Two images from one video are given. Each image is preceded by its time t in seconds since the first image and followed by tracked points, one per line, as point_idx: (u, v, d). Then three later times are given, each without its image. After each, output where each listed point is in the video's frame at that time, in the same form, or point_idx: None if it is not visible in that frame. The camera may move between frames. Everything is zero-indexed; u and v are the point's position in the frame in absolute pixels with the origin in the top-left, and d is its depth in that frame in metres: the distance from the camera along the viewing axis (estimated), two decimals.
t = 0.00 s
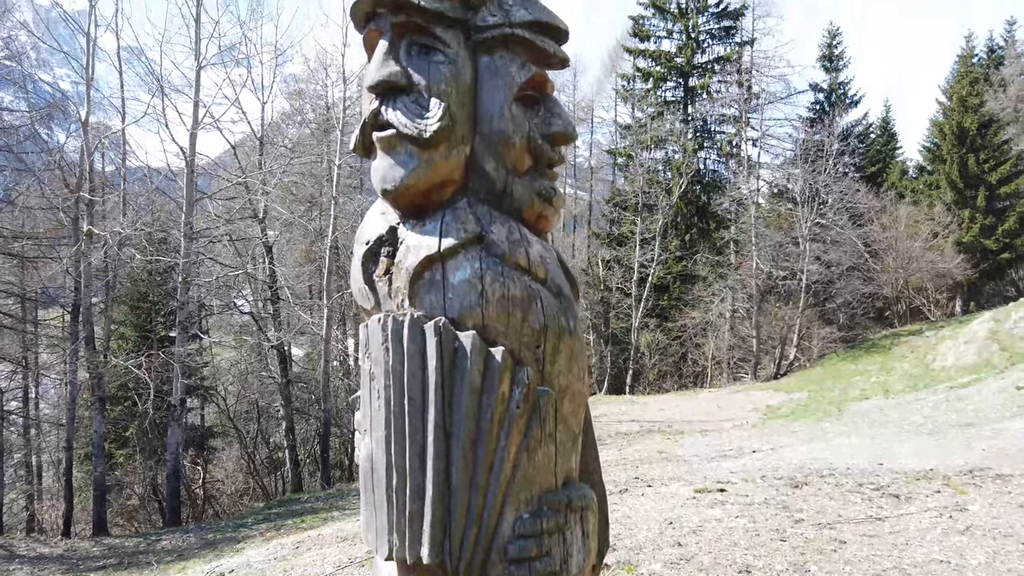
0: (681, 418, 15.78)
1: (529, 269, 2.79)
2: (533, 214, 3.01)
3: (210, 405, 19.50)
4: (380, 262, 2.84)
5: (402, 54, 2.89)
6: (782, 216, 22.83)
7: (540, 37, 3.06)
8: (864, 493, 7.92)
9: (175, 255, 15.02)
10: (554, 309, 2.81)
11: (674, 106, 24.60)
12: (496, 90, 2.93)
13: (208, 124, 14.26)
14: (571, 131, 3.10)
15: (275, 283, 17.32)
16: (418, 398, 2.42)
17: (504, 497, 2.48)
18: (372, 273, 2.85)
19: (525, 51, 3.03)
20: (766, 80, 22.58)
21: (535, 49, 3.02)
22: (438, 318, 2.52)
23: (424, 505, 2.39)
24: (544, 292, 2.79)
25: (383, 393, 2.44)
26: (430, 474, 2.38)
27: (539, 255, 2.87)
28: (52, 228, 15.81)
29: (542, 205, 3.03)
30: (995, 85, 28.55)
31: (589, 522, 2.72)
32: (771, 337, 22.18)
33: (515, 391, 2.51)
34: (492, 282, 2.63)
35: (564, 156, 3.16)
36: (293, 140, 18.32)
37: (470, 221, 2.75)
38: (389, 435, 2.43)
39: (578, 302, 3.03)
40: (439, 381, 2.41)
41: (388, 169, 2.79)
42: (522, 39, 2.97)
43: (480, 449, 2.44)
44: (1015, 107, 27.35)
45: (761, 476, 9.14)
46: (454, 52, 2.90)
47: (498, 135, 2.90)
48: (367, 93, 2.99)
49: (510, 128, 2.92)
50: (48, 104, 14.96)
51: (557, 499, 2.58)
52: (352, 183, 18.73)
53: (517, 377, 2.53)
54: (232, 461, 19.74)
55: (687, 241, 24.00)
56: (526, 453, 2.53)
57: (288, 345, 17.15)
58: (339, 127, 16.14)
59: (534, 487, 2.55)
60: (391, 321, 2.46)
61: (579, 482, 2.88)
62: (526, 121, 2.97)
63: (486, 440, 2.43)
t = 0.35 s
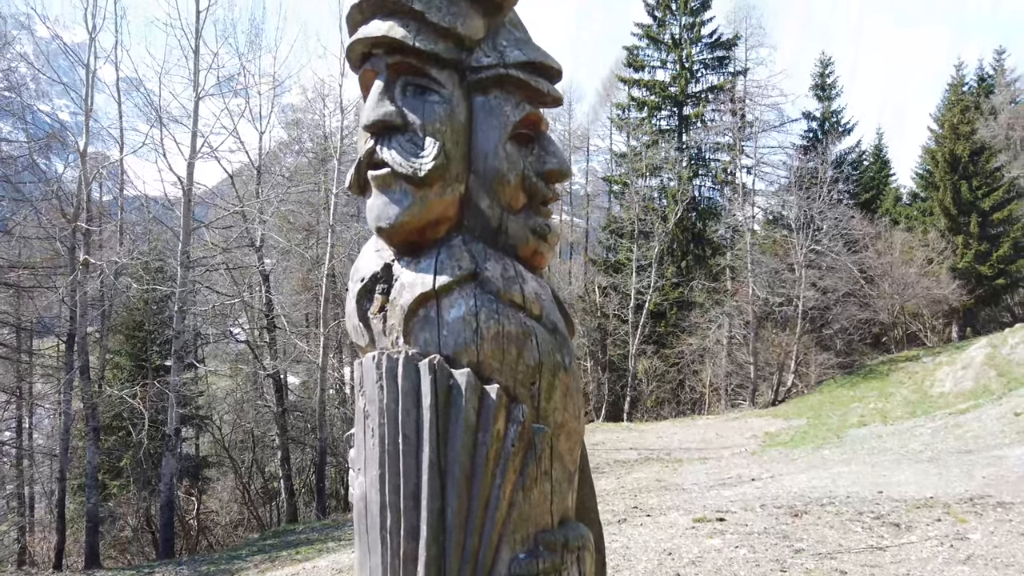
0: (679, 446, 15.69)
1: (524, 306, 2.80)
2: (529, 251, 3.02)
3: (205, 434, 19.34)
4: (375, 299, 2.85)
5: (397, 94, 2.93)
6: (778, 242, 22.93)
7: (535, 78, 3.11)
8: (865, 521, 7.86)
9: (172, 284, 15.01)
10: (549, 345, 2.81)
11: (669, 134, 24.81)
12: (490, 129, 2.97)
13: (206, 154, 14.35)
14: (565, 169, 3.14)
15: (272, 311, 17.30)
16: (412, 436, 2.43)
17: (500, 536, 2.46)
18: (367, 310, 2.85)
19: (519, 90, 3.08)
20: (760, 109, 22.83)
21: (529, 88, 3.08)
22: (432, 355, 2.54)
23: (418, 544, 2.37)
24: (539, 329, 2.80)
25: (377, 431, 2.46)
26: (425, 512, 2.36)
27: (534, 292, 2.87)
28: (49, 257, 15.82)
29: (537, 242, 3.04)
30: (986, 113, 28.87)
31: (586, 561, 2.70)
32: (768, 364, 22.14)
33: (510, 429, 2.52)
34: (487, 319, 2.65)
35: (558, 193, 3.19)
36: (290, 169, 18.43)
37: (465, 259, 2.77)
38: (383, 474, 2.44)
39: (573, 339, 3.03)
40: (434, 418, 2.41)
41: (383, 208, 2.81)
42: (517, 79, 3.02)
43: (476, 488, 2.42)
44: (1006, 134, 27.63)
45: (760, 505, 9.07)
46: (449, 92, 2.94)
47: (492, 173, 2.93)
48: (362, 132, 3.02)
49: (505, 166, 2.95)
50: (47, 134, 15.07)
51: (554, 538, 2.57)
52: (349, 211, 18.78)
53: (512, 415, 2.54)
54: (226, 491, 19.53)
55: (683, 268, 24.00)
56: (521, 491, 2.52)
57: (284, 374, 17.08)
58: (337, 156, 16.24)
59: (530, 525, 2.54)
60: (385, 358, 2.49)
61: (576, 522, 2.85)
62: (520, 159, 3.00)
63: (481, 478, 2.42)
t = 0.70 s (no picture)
0: (679, 472, 15.57)
1: (522, 343, 2.82)
2: (527, 288, 3.05)
3: (201, 463, 19.17)
4: (372, 338, 2.85)
5: (395, 133, 2.96)
6: (774, 266, 22.98)
7: (532, 116, 3.16)
8: (867, 549, 7.79)
9: (168, 311, 14.97)
10: (547, 383, 2.82)
11: (664, 159, 24.96)
12: (488, 167, 3.00)
13: (204, 182, 14.42)
14: (563, 206, 3.17)
15: (269, 338, 17.26)
16: (410, 477, 2.42)
17: None
18: (364, 349, 2.85)
19: (517, 129, 3.12)
20: (754, 134, 23.03)
21: (526, 127, 3.12)
22: (431, 396, 2.54)
23: None
24: (538, 367, 2.81)
25: (374, 472, 2.45)
26: (422, 556, 2.36)
27: (533, 330, 2.89)
28: (46, 285, 15.81)
29: (535, 279, 3.07)
30: (978, 137, 29.13)
31: None
32: (767, 388, 22.09)
33: (509, 470, 2.53)
34: (486, 359, 2.67)
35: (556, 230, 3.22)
36: (288, 196, 18.49)
37: (463, 298, 2.79)
38: (380, 516, 2.43)
39: (572, 377, 3.04)
40: (432, 459, 2.41)
41: (381, 248, 2.83)
42: (514, 119, 3.07)
43: (475, 530, 2.42)
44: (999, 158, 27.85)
45: (761, 532, 8.99)
46: (446, 132, 2.97)
47: (490, 211, 2.97)
48: (359, 172, 3.05)
49: (503, 205, 2.98)
50: (46, 163, 15.14)
51: None
52: (346, 237, 18.82)
53: (510, 456, 2.55)
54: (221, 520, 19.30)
55: (680, 292, 23.99)
56: (521, 533, 2.52)
57: (280, 401, 16.99)
58: (335, 182, 16.30)
59: (529, 566, 2.54)
60: (382, 400, 2.48)
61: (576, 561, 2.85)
62: (518, 197, 3.03)
63: (480, 521, 2.42)
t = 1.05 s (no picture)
0: (677, 499, 15.46)
1: (518, 381, 2.86)
2: (522, 324, 3.10)
3: (195, 493, 18.98)
4: (366, 377, 2.92)
5: (389, 172, 3.08)
6: (770, 291, 23.02)
7: (526, 155, 3.28)
8: None
9: (164, 340, 14.91)
10: (543, 421, 2.86)
11: (659, 185, 25.11)
12: (482, 205, 3.09)
13: (200, 210, 14.44)
14: (557, 242, 3.25)
15: (264, 366, 17.21)
16: (405, 518, 2.50)
17: None
18: (358, 388, 2.92)
19: (510, 167, 3.23)
20: (748, 160, 23.22)
21: (519, 164, 3.22)
22: (425, 436, 2.61)
23: None
24: (533, 405, 2.85)
25: (369, 514, 2.54)
26: None
27: (528, 367, 2.93)
28: (40, 315, 15.77)
29: (530, 315, 3.12)
30: (969, 162, 29.39)
31: None
32: (765, 413, 22.02)
33: (505, 510, 2.56)
34: (480, 398, 2.71)
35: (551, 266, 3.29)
36: (284, 224, 18.53)
37: (457, 335, 2.84)
38: (374, 559, 2.49)
39: (568, 416, 3.07)
40: (426, 500, 2.48)
41: (375, 286, 2.92)
42: (508, 157, 3.19)
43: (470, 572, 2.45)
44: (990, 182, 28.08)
45: (761, 559, 8.93)
46: (440, 170, 3.08)
47: (484, 248, 3.04)
48: (354, 211, 3.16)
49: (497, 242, 3.06)
50: (42, 193, 15.17)
51: None
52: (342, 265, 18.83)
53: (506, 496, 2.59)
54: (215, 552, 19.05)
55: (676, 316, 23.96)
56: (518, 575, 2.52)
57: (276, 430, 16.88)
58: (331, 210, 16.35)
59: None
60: (376, 441, 2.60)
61: None
62: (512, 234, 3.11)
63: (475, 562, 2.45)
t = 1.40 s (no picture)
0: (676, 521, 15.35)
1: (513, 413, 2.97)
2: (518, 353, 3.22)
3: (190, 516, 18.81)
4: (360, 409, 3.04)
5: (385, 203, 3.24)
6: (767, 311, 23.02)
7: (521, 186, 3.45)
8: None
9: (159, 361, 14.83)
10: (539, 453, 2.96)
11: (655, 206, 25.21)
12: (477, 236, 3.24)
13: (198, 232, 14.46)
14: (553, 272, 3.41)
15: (261, 387, 17.15)
16: (398, 554, 2.53)
17: None
18: (353, 420, 3.04)
19: (506, 196, 3.40)
20: (744, 181, 23.34)
21: (514, 196, 3.40)
22: (419, 469, 2.64)
23: None
24: (529, 436, 2.96)
25: (362, 548, 2.57)
26: None
27: (524, 398, 3.04)
28: (35, 336, 15.71)
29: (526, 345, 3.24)
30: (964, 182, 29.55)
31: None
32: (763, 434, 21.95)
33: (500, 546, 2.61)
34: (475, 430, 2.82)
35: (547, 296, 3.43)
36: (282, 245, 18.55)
37: (452, 366, 2.97)
38: None
39: (564, 447, 3.17)
40: (420, 536, 2.52)
41: (370, 316, 3.04)
42: (504, 187, 3.36)
43: None
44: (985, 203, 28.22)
45: None
46: (435, 201, 3.24)
47: (480, 280, 3.18)
48: (349, 242, 3.30)
49: (492, 271, 3.19)
50: (39, 215, 15.18)
51: None
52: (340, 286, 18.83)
53: (502, 531, 2.64)
54: None
55: (674, 336, 23.94)
56: None
57: (271, 452, 16.75)
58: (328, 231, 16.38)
59: None
60: (370, 473, 2.61)
61: None
62: (506, 264, 3.26)
63: None
